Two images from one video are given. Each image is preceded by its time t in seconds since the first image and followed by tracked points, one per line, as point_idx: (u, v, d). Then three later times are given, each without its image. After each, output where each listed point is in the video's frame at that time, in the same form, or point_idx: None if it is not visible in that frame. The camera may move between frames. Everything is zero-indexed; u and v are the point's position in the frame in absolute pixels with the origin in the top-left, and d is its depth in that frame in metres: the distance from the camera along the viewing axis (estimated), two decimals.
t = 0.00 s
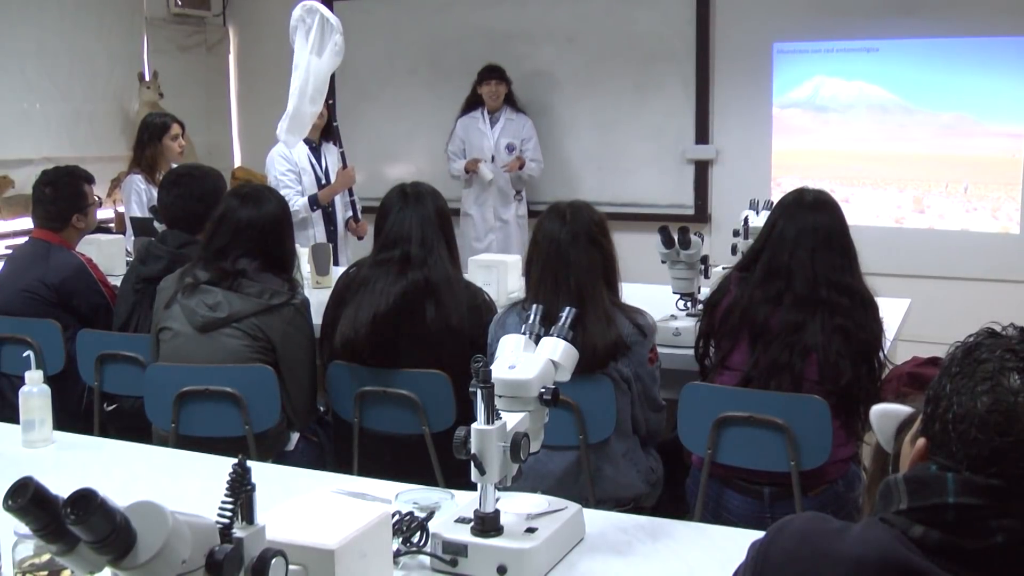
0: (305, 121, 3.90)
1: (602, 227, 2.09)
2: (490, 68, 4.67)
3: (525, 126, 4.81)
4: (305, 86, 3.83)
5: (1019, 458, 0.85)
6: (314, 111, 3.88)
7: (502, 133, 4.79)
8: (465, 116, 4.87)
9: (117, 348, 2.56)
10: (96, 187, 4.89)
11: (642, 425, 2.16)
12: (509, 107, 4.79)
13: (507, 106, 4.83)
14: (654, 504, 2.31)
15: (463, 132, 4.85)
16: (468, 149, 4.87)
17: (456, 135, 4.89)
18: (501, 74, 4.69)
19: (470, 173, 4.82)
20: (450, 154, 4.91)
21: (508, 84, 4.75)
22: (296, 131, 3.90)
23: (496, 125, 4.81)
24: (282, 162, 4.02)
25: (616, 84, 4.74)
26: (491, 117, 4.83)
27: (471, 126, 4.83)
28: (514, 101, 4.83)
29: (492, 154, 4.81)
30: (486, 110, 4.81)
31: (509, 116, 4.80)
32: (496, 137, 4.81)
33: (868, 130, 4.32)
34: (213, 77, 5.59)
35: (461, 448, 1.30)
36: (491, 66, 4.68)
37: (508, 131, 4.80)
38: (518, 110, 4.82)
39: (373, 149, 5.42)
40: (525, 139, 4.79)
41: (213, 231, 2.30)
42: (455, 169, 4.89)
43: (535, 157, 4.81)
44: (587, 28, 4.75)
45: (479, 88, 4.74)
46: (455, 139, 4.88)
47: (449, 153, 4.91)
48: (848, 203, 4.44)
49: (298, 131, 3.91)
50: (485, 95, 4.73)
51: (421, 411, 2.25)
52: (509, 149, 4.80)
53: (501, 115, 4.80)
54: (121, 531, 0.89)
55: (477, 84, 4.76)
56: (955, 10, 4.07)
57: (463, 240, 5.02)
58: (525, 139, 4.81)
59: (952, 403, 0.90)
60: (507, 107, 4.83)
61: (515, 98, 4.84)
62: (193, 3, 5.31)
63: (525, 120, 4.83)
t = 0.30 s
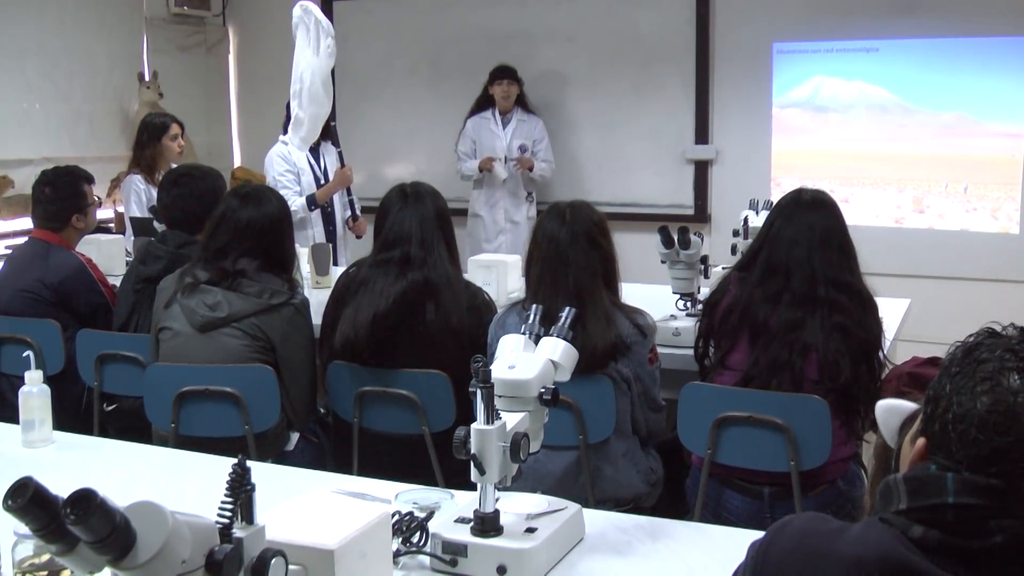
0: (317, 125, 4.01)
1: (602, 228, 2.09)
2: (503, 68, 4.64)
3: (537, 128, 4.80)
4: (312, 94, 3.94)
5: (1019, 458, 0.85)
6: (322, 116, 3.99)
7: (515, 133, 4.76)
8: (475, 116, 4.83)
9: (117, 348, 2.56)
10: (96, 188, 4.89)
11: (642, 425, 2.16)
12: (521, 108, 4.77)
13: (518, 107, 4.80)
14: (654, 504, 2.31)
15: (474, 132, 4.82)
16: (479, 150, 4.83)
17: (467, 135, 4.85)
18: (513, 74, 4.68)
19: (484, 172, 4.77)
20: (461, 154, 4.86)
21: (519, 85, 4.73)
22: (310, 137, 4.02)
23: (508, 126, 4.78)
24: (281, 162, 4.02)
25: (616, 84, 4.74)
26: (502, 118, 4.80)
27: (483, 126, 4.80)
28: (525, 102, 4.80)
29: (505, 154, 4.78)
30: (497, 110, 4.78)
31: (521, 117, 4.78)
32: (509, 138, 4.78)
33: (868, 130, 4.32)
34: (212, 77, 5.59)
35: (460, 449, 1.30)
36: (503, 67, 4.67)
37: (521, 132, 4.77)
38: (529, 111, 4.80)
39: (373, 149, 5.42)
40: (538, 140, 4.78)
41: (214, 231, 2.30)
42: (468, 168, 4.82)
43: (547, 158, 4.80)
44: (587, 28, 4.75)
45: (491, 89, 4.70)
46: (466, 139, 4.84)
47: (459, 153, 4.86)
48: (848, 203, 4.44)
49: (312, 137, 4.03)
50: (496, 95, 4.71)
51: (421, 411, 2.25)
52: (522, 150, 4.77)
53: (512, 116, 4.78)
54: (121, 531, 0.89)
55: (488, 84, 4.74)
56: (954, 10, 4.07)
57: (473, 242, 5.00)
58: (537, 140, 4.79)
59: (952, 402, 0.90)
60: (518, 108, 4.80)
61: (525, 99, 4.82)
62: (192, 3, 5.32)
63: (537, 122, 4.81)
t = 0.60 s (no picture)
0: (313, 127, 3.98)
1: (602, 227, 2.09)
2: (511, 69, 4.60)
3: (545, 128, 4.74)
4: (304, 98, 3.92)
5: (1019, 458, 0.85)
6: (317, 118, 3.96)
7: (523, 134, 4.71)
8: (483, 116, 4.78)
9: (117, 348, 2.56)
10: (96, 187, 4.89)
11: (642, 425, 2.16)
12: (530, 109, 4.72)
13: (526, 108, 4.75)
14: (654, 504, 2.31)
15: (482, 131, 4.76)
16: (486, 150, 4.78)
17: (474, 135, 4.79)
18: (522, 75, 4.63)
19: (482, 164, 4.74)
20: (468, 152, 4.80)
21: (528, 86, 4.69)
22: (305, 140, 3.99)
23: (516, 126, 4.73)
24: (279, 164, 4.04)
25: (615, 84, 4.74)
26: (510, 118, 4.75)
27: (491, 126, 4.75)
28: (533, 102, 4.76)
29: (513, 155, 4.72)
30: (505, 111, 4.73)
31: (529, 118, 4.73)
32: (516, 138, 4.72)
33: (867, 130, 4.32)
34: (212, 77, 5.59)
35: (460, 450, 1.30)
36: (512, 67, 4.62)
37: (529, 133, 4.72)
38: (537, 112, 4.76)
39: (372, 149, 5.41)
40: (546, 142, 4.73)
41: (214, 231, 2.30)
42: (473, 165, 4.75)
43: (552, 160, 4.77)
44: (587, 28, 4.75)
45: (499, 89, 4.65)
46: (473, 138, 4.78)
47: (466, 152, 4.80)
48: (848, 203, 4.43)
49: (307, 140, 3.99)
50: (504, 96, 4.66)
51: (421, 411, 2.25)
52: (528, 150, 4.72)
53: (520, 116, 4.73)
54: (121, 531, 0.89)
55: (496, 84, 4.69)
56: (954, 10, 4.07)
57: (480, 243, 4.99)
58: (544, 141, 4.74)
59: (952, 403, 0.90)
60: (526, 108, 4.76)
61: (533, 100, 4.77)
62: (192, 3, 5.32)
63: (545, 122, 4.76)
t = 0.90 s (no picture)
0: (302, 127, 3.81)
1: (602, 227, 2.09)
2: (518, 75, 4.59)
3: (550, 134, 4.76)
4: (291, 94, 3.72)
5: (1020, 459, 0.85)
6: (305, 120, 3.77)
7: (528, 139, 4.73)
8: (488, 118, 4.80)
9: (117, 347, 2.56)
10: (96, 188, 4.88)
11: (642, 425, 2.16)
12: (535, 114, 4.75)
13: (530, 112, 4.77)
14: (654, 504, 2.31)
15: (486, 134, 4.78)
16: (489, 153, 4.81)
17: (478, 138, 4.81)
18: (528, 81, 4.62)
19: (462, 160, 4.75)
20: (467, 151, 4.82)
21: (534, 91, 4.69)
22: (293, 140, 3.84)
23: (521, 131, 4.75)
24: (278, 164, 4.02)
25: (616, 85, 4.74)
26: (515, 123, 4.77)
27: (495, 130, 4.77)
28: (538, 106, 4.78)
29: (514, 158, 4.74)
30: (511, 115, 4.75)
31: (533, 122, 4.75)
32: (521, 143, 4.74)
33: (867, 130, 4.32)
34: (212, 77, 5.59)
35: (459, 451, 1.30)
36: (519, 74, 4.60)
37: (533, 137, 4.75)
38: (542, 115, 4.79)
39: (372, 149, 5.41)
40: (548, 146, 4.74)
41: (213, 231, 2.30)
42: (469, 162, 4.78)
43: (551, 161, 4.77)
44: (587, 27, 4.75)
45: (505, 95, 4.64)
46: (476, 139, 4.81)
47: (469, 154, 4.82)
48: (848, 203, 4.43)
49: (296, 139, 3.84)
50: (511, 102, 4.65)
51: (421, 411, 2.25)
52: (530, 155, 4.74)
53: (525, 121, 4.75)
54: (121, 531, 0.89)
55: (501, 90, 4.68)
56: (954, 10, 4.08)
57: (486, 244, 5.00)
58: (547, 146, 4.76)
59: (952, 403, 0.90)
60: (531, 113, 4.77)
61: (540, 104, 4.81)
62: (192, 3, 5.32)
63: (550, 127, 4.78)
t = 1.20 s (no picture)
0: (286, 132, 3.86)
1: (602, 228, 2.09)
2: (524, 88, 4.49)
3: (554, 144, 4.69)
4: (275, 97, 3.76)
5: (1020, 459, 0.85)
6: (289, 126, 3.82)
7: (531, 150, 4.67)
8: (492, 128, 4.73)
9: (117, 347, 2.56)
10: (96, 188, 4.88)
11: (642, 425, 2.16)
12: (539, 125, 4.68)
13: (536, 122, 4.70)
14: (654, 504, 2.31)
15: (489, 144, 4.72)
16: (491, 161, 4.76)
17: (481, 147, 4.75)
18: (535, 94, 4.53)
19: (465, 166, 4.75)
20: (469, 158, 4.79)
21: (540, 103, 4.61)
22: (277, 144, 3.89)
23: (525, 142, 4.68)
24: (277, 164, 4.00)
25: (615, 84, 4.74)
26: (520, 133, 4.70)
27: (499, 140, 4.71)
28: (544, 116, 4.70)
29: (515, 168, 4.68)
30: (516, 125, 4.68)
31: (538, 133, 4.67)
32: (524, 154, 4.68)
33: (867, 130, 4.32)
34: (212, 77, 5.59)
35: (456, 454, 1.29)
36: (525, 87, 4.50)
37: (537, 149, 4.68)
38: (548, 125, 4.70)
39: (372, 149, 5.41)
40: (550, 158, 4.65)
41: (213, 232, 2.30)
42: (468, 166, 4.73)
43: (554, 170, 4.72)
44: (586, 27, 4.74)
45: (511, 108, 4.56)
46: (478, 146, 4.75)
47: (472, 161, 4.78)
48: (848, 203, 4.43)
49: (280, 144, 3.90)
50: (516, 114, 4.57)
51: (420, 411, 2.25)
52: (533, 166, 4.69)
53: (530, 132, 4.68)
54: (121, 531, 0.89)
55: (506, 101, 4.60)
56: (954, 10, 4.07)
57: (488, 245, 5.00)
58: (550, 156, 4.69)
59: (952, 403, 0.90)
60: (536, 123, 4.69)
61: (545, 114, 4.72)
62: (192, 2, 5.31)
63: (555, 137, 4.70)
